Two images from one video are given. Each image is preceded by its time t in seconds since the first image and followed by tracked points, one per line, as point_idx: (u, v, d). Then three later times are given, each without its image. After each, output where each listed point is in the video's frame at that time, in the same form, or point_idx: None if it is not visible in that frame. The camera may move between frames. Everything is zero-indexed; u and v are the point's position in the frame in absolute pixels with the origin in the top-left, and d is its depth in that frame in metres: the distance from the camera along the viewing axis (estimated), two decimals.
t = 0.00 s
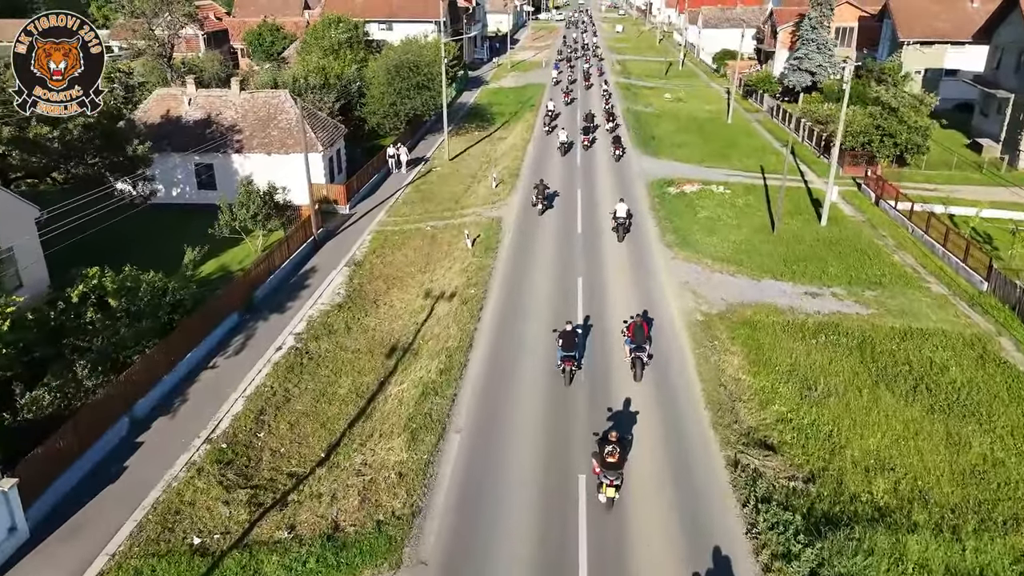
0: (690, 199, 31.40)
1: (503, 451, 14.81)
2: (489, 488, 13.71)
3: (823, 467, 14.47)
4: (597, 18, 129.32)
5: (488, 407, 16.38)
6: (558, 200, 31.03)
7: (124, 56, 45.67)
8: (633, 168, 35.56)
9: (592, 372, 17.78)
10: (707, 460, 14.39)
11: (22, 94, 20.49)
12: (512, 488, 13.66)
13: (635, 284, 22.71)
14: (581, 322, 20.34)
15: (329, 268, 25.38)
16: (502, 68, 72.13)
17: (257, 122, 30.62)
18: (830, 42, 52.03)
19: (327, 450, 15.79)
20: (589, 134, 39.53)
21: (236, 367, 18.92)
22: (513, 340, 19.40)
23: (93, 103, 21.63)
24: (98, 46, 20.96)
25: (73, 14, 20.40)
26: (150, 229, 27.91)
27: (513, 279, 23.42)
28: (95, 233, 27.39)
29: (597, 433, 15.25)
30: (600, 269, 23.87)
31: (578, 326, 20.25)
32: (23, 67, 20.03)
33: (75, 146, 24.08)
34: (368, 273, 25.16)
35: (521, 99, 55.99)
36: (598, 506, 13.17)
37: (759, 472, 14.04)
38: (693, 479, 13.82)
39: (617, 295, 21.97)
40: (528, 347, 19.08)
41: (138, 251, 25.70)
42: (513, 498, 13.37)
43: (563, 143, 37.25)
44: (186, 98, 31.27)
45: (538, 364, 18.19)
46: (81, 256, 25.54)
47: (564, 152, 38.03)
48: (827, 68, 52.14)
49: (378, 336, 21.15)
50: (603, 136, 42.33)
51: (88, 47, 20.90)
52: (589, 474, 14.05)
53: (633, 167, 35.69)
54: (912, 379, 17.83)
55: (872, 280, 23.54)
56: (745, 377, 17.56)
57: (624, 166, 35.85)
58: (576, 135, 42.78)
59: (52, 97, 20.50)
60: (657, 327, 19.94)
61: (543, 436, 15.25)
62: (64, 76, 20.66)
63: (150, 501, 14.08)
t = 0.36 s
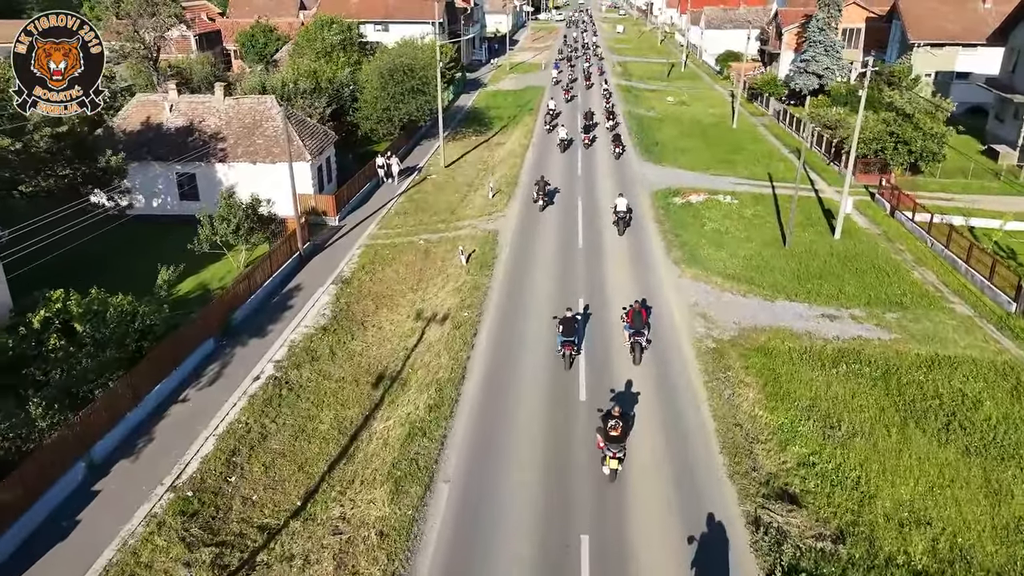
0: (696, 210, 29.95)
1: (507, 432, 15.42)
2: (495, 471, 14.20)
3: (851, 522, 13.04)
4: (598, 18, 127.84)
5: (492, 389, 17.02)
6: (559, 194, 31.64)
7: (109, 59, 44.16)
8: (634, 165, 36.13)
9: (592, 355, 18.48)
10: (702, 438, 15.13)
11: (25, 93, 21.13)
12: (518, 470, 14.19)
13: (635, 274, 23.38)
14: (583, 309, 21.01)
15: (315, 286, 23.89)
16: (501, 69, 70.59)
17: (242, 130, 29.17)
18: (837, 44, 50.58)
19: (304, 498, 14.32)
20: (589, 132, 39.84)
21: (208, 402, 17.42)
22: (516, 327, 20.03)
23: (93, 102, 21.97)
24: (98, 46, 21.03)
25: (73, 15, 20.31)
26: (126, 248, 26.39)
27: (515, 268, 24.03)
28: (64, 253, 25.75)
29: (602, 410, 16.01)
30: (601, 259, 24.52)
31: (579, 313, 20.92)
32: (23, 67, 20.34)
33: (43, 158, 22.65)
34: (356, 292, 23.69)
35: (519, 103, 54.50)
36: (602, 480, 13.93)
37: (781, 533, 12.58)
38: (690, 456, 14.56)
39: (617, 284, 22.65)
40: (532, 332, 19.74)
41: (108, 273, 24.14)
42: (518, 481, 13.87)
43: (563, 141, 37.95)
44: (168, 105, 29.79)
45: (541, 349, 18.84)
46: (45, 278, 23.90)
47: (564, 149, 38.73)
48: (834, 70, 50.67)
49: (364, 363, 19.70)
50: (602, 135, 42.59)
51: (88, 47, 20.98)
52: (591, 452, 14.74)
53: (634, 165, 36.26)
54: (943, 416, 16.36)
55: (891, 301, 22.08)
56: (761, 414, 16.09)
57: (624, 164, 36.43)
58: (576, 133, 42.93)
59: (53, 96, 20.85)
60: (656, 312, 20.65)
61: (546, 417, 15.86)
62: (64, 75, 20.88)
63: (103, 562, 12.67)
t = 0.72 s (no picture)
0: (703, 222, 28.58)
1: (509, 415, 16.06)
2: (499, 454, 14.74)
3: None
4: (598, 19, 126.19)
5: (495, 376, 17.68)
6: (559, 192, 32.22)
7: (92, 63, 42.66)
8: (633, 164, 36.57)
9: (592, 342, 19.16)
10: (698, 415, 15.91)
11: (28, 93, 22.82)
12: (521, 453, 14.72)
13: (634, 267, 24.09)
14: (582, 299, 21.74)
15: (300, 307, 22.48)
16: (499, 72, 69.04)
17: (225, 139, 27.76)
18: (845, 46, 49.24)
19: (273, 558, 12.83)
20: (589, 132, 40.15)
21: (173, 443, 15.91)
22: (518, 318, 20.69)
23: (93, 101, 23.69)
24: (96, 46, 22.83)
25: (72, 16, 22.07)
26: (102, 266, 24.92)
27: (516, 264, 24.60)
28: (30, 272, 24.32)
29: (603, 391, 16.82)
30: (600, 253, 25.18)
31: (579, 302, 21.67)
32: (24, 68, 22.28)
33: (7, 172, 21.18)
34: (342, 313, 22.22)
35: (518, 107, 53.03)
36: (604, 456, 14.66)
37: None
38: (686, 432, 15.31)
39: (617, 277, 23.33)
40: (533, 322, 20.44)
41: (70, 302, 22.65)
42: (522, 463, 14.43)
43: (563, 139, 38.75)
44: (147, 112, 28.37)
45: (543, 337, 19.54)
46: (1, 303, 22.44)
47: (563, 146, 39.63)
48: (843, 73, 49.26)
49: (348, 394, 18.27)
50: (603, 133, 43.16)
51: (87, 47, 22.80)
52: (592, 433, 15.41)
53: (633, 163, 36.77)
54: (980, 459, 14.93)
55: (913, 323, 20.70)
56: (781, 457, 14.63)
57: (623, 163, 36.95)
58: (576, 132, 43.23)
59: (53, 97, 22.69)
60: (655, 302, 21.42)
61: (548, 402, 16.52)
62: (64, 75, 22.83)
63: None
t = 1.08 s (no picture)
0: (710, 235, 27.13)
1: (511, 399, 16.65)
2: (502, 439, 15.21)
3: None
4: (598, 20, 124.65)
5: (497, 363, 18.28)
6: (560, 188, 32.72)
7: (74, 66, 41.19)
8: (633, 161, 37.00)
9: (591, 330, 19.76)
10: (693, 396, 16.58)
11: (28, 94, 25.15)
12: (522, 441, 15.08)
13: (632, 259, 24.70)
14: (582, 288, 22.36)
15: (281, 330, 21.02)
16: (498, 74, 67.52)
17: (206, 147, 26.32)
18: (853, 49, 47.74)
19: None
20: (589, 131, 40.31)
21: (132, 490, 14.47)
22: (520, 308, 21.28)
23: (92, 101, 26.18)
24: (96, 47, 25.35)
25: (72, 17, 24.70)
26: (73, 285, 23.40)
27: (517, 256, 25.09)
28: None
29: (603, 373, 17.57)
30: (599, 246, 25.75)
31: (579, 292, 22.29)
32: (27, 68, 24.52)
33: None
34: (326, 337, 20.73)
35: (516, 110, 51.55)
36: (604, 436, 15.19)
37: None
38: (682, 411, 15.97)
39: (617, 268, 23.94)
40: (534, 312, 21.05)
41: (32, 325, 21.02)
42: (524, 447, 14.91)
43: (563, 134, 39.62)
44: (124, 120, 26.96)
45: (544, 326, 20.16)
46: None
47: (563, 142, 40.36)
48: (851, 76, 47.70)
49: (329, 430, 16.78)
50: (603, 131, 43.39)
51: (88, 48, 25.29)
52: (591, 415, 15.98)
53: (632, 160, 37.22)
54: None
55: (938, 349, 19.28)
56: (804, 510, 13.18)
57: (622, 159, 37.43)
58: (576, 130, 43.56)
59: (52, 97, 25.13)
60: (653, 293, 22.08)
61: (548, 387, 17.10)
62: (64, 76, 25.35)
63: None
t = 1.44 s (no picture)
0: (717, 249, 25.70)
1: (514, 384, 17.29)
2: (504, 425, 15.73)
3: None
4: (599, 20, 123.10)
5: (498, 353, 18.84)
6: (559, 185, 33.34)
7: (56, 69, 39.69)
8: (632, 159, 37.45)
9: (590, 321, 20.31)
10: (688, 378, 17.36)
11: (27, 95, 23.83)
12: (524, 427, 15.57)
13: (631, 251, 25.39)
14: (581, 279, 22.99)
15: (259, 356, 19.56)
16: (497, 76, 65.93)
17: (184, 158, 24.87)
18: (862, 51, 46.20)
19: None
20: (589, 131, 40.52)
21: (85, 546, 13.05)
22: (521, 298, 21.91)
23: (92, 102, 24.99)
24: (96, 46, 24.42)
25: (72, 17, 23.71)
26: (38, 307, 21.92)
27: (518, 250, 25.65)
28: None
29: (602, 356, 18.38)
30: (598, 240, 26.37)
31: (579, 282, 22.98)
32: (24, 68, 23.48)
33: None
34: (308, 364, 19.26)
35: (515, 114, 50.06)
36: (603, 416, 15.88)
37: None
38: (678, 392, 16.74)
39: (616, 260, 24.61)
40: (535, 301, 21.71)
41: None
42: (525, 432, 15.42)
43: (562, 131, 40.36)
44: (98, 128, 25.51)
45: (545, 315, 20.79)
46: None
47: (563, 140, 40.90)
48: (859, 79, 46.14)
49: (306, 473, 15.28)
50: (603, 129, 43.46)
51: (88, 47, 24.28)
52: (591, 398, 16.64)
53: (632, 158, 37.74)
54: None
55: (967, 380, 17.82)
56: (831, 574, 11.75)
57: (621, 157, 37.94)
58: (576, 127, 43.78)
59: (52, 97, 23.81)
60: (651, 284, 22.79)
61: (549, 374, 17.72)
62: (63, 76, 24.03)
63: None
